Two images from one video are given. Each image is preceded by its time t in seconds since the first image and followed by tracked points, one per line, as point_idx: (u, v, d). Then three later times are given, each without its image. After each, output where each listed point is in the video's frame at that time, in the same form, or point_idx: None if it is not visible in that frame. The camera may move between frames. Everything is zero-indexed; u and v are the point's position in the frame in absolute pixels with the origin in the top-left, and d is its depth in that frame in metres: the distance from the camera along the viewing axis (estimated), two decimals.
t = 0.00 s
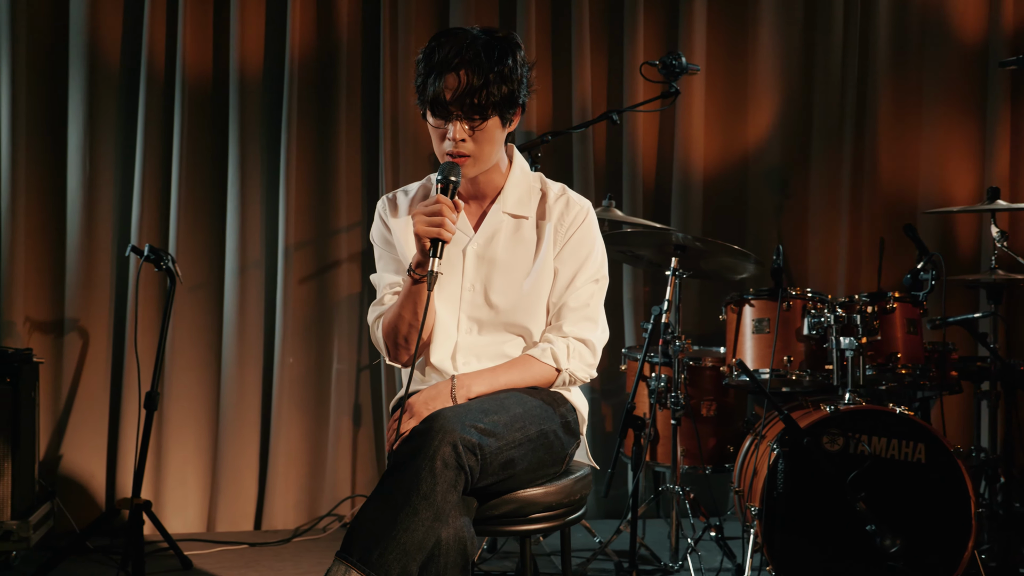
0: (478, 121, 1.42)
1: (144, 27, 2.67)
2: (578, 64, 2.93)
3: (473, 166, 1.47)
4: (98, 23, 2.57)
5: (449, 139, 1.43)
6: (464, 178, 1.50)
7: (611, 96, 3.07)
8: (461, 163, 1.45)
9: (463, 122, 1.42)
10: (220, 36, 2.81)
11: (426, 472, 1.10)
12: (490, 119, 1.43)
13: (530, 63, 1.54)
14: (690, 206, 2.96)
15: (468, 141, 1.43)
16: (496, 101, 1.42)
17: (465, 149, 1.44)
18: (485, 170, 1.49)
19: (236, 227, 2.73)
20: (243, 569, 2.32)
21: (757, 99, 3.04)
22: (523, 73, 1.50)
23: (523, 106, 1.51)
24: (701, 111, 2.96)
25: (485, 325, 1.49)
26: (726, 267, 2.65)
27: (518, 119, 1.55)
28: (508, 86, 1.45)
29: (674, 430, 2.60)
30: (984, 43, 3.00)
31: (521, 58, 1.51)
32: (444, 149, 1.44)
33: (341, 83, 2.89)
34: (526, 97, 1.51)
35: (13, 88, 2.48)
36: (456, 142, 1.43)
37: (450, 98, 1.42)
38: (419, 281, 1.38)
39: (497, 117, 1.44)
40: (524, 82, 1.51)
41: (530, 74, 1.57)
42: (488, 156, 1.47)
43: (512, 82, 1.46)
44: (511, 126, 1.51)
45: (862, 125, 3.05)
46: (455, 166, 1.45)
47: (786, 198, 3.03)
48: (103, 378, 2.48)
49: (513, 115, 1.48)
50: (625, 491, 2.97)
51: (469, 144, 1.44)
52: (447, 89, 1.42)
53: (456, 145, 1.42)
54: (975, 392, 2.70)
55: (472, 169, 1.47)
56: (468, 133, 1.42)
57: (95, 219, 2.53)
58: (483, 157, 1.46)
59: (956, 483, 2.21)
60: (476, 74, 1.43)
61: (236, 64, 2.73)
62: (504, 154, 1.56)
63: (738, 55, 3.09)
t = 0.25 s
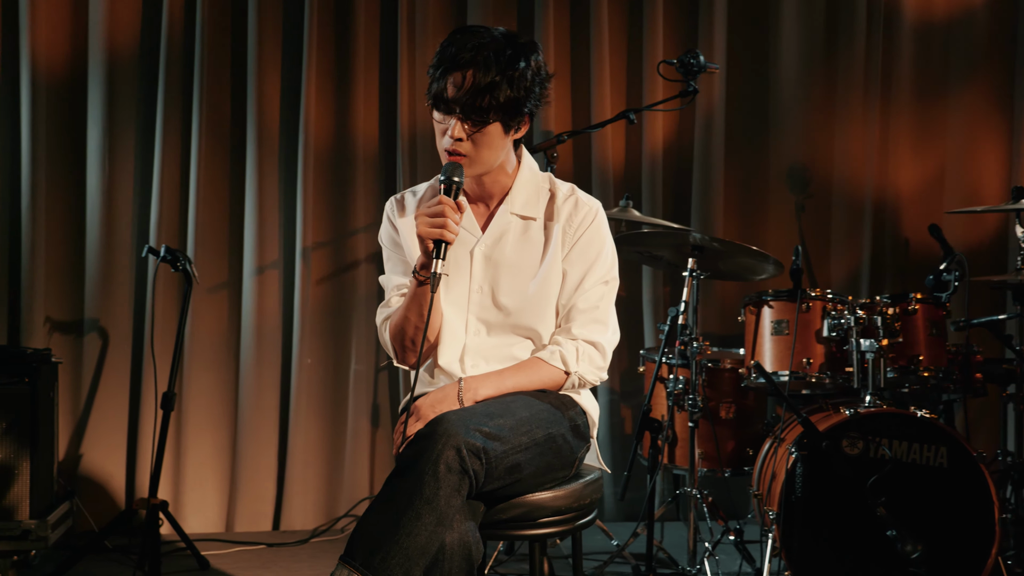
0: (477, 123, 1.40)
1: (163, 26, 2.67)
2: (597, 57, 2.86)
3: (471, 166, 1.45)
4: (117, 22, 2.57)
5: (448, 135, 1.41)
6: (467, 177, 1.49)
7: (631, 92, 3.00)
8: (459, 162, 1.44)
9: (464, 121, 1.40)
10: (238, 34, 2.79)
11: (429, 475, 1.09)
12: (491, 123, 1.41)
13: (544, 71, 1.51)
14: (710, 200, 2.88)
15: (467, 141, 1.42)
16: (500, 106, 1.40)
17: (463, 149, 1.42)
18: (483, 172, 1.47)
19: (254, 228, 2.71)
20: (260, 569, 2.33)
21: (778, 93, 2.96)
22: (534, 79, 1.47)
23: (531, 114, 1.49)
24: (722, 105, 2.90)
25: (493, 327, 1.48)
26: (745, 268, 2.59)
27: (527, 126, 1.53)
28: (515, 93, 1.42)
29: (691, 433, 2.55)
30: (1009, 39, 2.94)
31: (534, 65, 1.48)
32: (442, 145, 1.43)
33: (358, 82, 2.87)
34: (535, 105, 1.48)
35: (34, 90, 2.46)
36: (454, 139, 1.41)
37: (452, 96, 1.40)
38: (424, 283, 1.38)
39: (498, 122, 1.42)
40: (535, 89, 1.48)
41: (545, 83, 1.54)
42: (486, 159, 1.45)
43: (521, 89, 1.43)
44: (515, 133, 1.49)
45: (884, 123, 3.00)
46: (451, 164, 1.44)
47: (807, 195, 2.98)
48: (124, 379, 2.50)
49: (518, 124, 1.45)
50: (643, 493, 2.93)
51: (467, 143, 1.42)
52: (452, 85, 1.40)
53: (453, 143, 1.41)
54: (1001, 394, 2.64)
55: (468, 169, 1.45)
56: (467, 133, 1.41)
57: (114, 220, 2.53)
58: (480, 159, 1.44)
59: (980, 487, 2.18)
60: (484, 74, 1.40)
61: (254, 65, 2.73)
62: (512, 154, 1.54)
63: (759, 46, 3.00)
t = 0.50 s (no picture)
0: (497, 120, 1.37)
1: (181, 26, 2.67)
2: (616, 56, 2.83)
3: (487, 165, 1.42)
4: (136, 23, 2.57)
5: (466, 134, 1.38)
6: (479, 177, 1.47)
7: (651, 89, 2.95)
8: (477, 161, 1.41)
9: (482, 117, 1.37)
10: (256, 34, 2.78)
11: (435, 479, 1.08)
12: (510, 119, 1.38)
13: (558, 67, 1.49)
14: (732, 200, 2.82)
15: (486, 138, 1.38)
16: (519, 101, 1.38)
17: (482, 147, 1.39)
18: (500, 171, 1.44)
19: (273, 228, 2.70)
20: (277, 571, 2.32)
21: (801, 91, 2.91)
22: (550, 74, 1.45)
23: (547, 110, 1.46)
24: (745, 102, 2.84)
25: (504, 328, 1.46)
26: (764, 269, 2.53)
27: (543, 122, 1.50)
28: (533, 87, 1.40)
29: (709, 436, 2.49)
30: None
31: (550, 59, 1.46)
32: (460, 145, 1.40)
33: (377, 82, 2.85)
34: (551, 100, 1.46)
35: (55, 93, 2.47)
36: (473, 137, 1.38)
37: (471, 93, 1.37)
38: (433, 284, 1.37)
39: (517, 118, 1.39)
40: (551, 85, 1.45)
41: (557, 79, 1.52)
42: (504, 157, 1.42)
43: (538, 83, 1.41)
44: (531, 130, 1.46)
45: (908, 121, 2.94)
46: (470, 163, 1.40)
47: (830, 195, 2.93)
48: (142, 381, 2.50)
49: (535, 118, 1.43)
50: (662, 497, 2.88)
51: (486, 141, 1.39)
52: (469, 83, 1.37)
53: (472, 141, 1.38)
54: None
55: (487, 168, 1.42)
56: (486, 130, 1.37)
57: (133, 220, 2.53)
58: (498, 157, 1.41)
59: (1004, 492, 2.14)
60: (501, 71, 1.38)
61: (272, 68, 2.74)
62: (523, 154, 1.53)
63: (780, 44, 2.96)
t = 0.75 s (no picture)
0: (507, 117, 1.36)
1: (201, 27, 2.67)
2: (636, 53, 2.77)
3: (498, 162, 1.40)
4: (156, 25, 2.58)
5: (476, 132, 1.37)
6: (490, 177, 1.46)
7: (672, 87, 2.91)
8: (487, 159, 1.40)
9: (492, 115, 1.36)
10: (275, 34, 2.78)
11: (442, 484, 1.08)
12: (520, 116, 1.37)
13: (570, 64, 1.47)
14: (752, 203, 2.78)
15: (496, 136, 1.37)
16: (529, 98, 1.36)
17: (492, 145, 1.38)
18: (512, 170, 1.43)
19: (291, 229, 2.68)
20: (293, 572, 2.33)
21: (824, 89, 2.86)
22: (561, 71, 1.44)
23: (558, 107, 1.45)
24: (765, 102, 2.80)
25: (516, 331, 1.45)
26: (783, 270, 2.49)
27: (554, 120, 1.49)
28: (543, 84, 1.38)
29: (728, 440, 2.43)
30: None
31: (561, 56, 1.44)
32: (470, 143, 1.39)
33: (395, 81, 2.82)
34: (562, 98, 1.45)
35: (75, 96, 2.47)
36: (483, 135, 1.37)
37: (481, 91, 1.36)
38: (445, 286, 1.36)
39: (528, 115, 1.38)
40: (562, 82, 1.44)
41: (569, 77, 1.51)
42: (516, 155, 1.41)
43: (549, 80, 1.39)
44: (542, 128, 1.45)
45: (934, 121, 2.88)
46: (481, 162, 1.40)
47: (853, 196, 2.87)
48: (161, 382, 2.52)
49: (546, 116, 1.41)
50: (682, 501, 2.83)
51: (496, 139, 1.38)
52: (478, 80, 1.36)
53: (482, 139, 1.37)
54: None
55: (498, 166, 1.41)
56: (497, 127, 1.36)
57: (153, 222, 2.54)
58: (510, 155, 1.40)
59: None
60: (511, 67, 1.37)
61: (291, 69, 2.72)
62: (536, 154, 1.51)
63: (802, 42, 2.91)
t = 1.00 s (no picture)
0: (519, 114, 1.35)
1: (220, 27, 2.66)
2: (656, 51, 2.73)
3: (510, 161, 1.39)
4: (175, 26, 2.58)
5: (487, 128, 1.35)
6: (501, 176, 1.45)
7: (693, 85, 2.86)
8: (498, 158, 1.38)
9: (504, 111, 1.34)
10: (294, 35, 2.77)
11: (449, 490, 1.07)
12: (532, 112, 1.35)
13: (582, 63, 1.46)
14: (773, 205, 2.74)
15: (507, 133, 1.35)
16: (540, 95, 1.35)
17: (502, 142, 1.36)
18: (522, 168, 1.41)
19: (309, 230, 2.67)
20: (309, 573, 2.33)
21: (847, 87, 2.81)
22: (574, 69, 1.42)
23: (570, 105, 1.43)
24: (785, 100, 2.76)
25: (527, 334, 1.43)
26: (804, 272, 2.43)
27: (566, 119, 1.48)
28: (555, 81, 1.37)
29: (747, 443, 2.37)
30: None
31: (574, 55, 1.43)
32: (481, 140, 1.37)
33: (413, 81, 2.80)
34: (574, 96, 1.43)
35: (97, 99, 2.49)
36: (493, 132, 1.35)
37: (492, 87, 1.35)
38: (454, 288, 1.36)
39: (539, 113, 1.36)
40: (574, 80, 1.42)
41: (582, 76, 1.49)
42: (526, 152, 1.38)
43: (560, 77, 1.38)
44: (554, 126, 1.43)
45: (959, 119, 2.82)
46: (490, 161, 1.38)
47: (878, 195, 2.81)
48: (180, 382, 2.55)
49: (558, 113, 1.40)
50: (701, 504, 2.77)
51: (507, 135, 1.36)
52: (490, 76, 1.35)
53: (493, 136, 1.35)
54: None
55: (507, 164, 1.39)
56: (508, 124, 1.35)
57: (172, 222, 2.54)
58: (520, 153, 1.38)
59: None
60: (523, 64, 1.36)
61: (310, 69, 2.71)
62: (548, 154, 1.50)
63: (823, 40, 2.86)
